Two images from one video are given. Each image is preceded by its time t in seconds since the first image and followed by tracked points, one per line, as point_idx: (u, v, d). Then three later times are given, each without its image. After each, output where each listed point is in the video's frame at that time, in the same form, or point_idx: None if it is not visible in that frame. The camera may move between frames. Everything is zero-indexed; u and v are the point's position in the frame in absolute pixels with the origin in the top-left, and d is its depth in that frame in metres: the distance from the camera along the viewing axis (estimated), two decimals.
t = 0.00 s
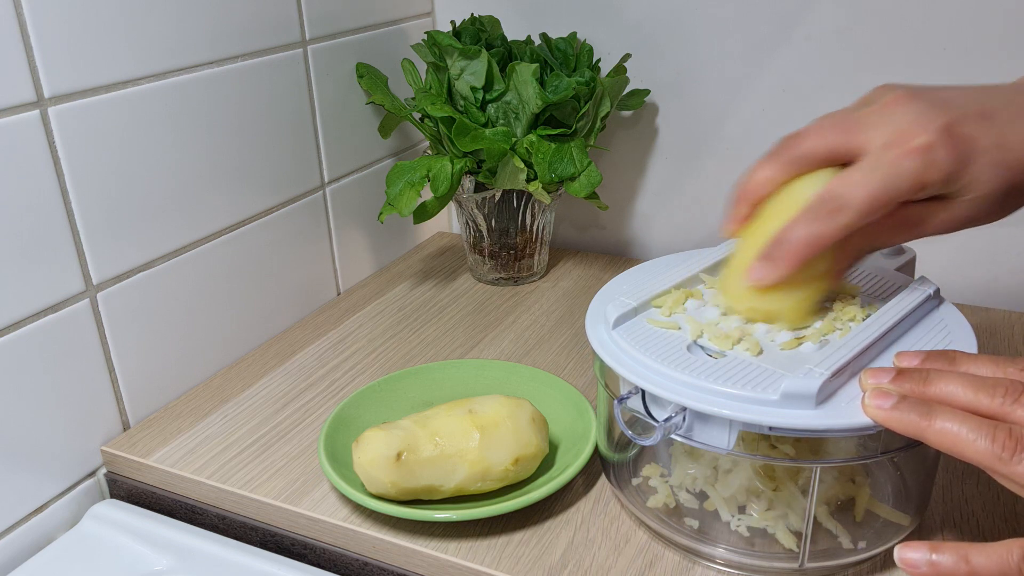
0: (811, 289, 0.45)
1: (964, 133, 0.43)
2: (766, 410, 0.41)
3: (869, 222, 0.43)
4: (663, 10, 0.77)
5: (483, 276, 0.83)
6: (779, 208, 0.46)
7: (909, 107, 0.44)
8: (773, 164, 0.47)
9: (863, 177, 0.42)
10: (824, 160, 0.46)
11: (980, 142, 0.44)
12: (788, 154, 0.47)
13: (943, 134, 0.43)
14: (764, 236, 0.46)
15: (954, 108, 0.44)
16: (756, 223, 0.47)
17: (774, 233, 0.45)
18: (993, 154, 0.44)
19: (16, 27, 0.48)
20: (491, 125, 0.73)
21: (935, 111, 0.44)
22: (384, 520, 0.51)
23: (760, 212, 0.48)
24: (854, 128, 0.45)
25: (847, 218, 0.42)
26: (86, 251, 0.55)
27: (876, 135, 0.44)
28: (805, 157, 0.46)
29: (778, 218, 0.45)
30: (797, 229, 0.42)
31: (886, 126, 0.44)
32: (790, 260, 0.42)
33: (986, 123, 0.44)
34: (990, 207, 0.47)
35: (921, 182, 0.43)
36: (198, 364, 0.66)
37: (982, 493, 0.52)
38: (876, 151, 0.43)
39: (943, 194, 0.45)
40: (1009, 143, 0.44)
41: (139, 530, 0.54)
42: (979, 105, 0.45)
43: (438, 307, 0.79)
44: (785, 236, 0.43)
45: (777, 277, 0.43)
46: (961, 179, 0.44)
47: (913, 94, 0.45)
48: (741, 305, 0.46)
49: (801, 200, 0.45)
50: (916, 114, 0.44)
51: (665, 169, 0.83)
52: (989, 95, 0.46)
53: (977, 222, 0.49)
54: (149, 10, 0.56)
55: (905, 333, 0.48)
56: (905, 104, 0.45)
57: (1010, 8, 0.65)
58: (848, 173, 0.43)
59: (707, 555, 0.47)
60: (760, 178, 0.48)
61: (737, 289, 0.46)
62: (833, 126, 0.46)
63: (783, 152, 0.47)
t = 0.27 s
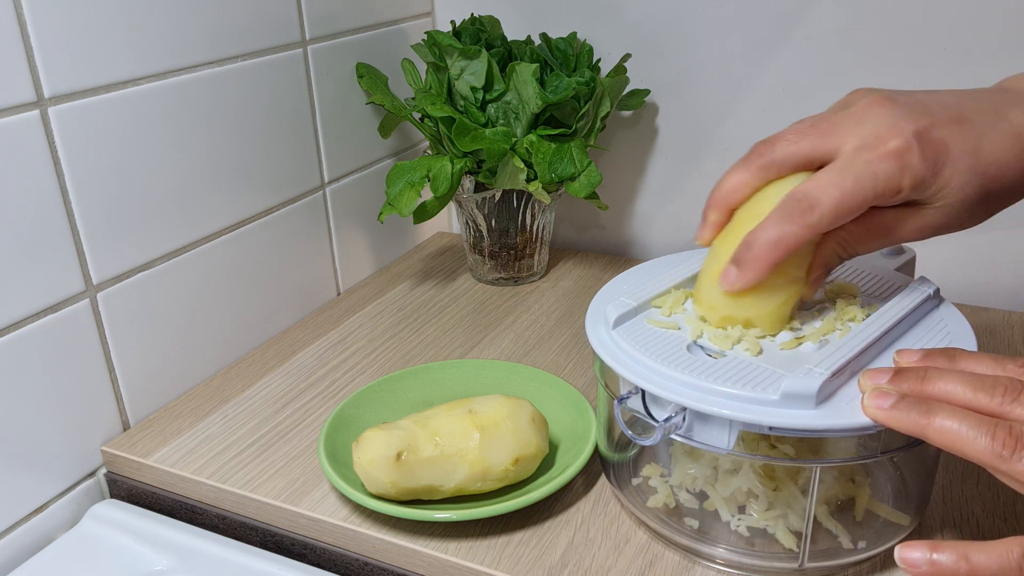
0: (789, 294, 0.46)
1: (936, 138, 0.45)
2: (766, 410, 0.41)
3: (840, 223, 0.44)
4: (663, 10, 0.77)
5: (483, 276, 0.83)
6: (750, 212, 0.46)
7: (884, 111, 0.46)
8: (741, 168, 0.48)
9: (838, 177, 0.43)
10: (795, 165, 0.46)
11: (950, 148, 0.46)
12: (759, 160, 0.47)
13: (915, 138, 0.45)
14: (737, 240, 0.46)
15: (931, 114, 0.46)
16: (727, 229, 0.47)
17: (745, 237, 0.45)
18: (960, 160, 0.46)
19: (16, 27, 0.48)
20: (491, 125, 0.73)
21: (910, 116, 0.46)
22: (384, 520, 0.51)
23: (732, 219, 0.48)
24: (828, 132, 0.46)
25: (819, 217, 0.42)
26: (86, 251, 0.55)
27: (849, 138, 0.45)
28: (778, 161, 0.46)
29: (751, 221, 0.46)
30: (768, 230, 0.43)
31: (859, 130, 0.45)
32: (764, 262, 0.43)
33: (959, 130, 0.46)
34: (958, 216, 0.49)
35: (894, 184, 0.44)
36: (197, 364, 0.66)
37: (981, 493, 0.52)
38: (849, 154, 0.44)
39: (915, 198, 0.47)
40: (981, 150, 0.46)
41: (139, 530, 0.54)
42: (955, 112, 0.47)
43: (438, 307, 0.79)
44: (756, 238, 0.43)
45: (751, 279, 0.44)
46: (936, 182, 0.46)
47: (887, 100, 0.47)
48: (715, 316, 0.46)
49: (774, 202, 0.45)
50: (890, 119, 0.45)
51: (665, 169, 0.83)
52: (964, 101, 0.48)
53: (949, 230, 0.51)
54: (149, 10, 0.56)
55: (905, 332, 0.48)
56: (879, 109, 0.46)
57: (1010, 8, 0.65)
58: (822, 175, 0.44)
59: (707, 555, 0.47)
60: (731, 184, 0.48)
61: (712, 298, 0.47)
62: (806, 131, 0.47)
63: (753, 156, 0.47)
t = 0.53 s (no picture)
0: (798, 295, 0.45)
1: (948, 133, 0.44)
2: (766, 410, 0.41)
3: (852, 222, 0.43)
4: (663, 10, 0.77)
5: (483, 276, 0.83)
6: (765, 211, 0.46)
7: (893, 107, 0.45)
8: (753, 168, 0.48)
9: (847, 174, 0.42)
10: (809, 161, 0.46)
11: (960, 143, 0.44)
12: (770, 159, 0.47)
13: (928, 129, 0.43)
14: (749, 241, 0.46)
15: (939, 108, 0.45)
16: (741, 229, 0.47)
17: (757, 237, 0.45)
18: (970, 152, 0.44)
19: (16, 27, 0.48)
20: (491, 126, 0.73)
21: (918, 111, 0.45)
22: (383, 520, 0.51)
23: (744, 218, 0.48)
24: (839, 130, 0.45)
25: (828, 215, 0.42)
26: (85, 251, 0.55)
27: (858, 137, 0.44)
28: (792, 160, 0.46)
29: (762, 221, 0.45)
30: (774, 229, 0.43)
31: (863, 128, 0.45)
32: (775, 264, 0.42)
33: (970, 123, 0.45)
34: (971, 212, 0.47)
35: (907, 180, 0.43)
36: (198, 364, 0.66)
37: (981, 492, 0.52)
38: (859, 151, 0.43)
39: (926, 196, 0.45)
40: (993, 142, 0.45)
41: (139, 530, 0.54)
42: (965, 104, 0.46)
43: (438, 307, 0.79)
44: (767, 238, 0.42)
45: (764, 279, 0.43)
46: (944, 179, 0.44)
47: (897, 95, 0.46)
48: (728, 317, 0.46)
49: (785, 201, 0.45)
50: (900, 114, 0.44)
51: (665, 169, 0.83)
52: (971, 95, 0.46)
53: (959, 225, 0.49)
54: (149, 10, 0.56)
55: (905, 332, 0.48)
56: (885, 106, 0.45)
57: (1010, 8, 0.65)
58: (830, 171, 0.43)
59: (707, 555, 0.47)
60: (742, 184, 0.48)
61: (724, 299, 0.46)
62: (816, 129, 0.46)
63: (766, 156, 0.47)
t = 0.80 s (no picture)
0: (830, 286, 0.46)
1: (973, 123, 0.44)
2: (766, 410, 0.41)
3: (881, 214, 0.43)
4: (663, 10, 0.77)
5: (483, 276, 0.83)
6: (791, 208, 0.46)
7: (916, 99, 0.45)
8: (780, 164, 0.48)
9: (874, 169, 0.42)
10: (835, 158, 0.46)
11: (986, 132, 0.44)
12: (796, 156, 0.47)
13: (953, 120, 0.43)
14: (778, 237, 0.46)
15: (963, 99, 0.45)
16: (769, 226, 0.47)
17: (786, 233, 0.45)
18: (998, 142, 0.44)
19: (16, 27, 0.48)
20: (491, 126, 0.73)
21: (941, 103, 0.44)
22: (383, 520, 0.51)
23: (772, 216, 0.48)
24: (865, 124, 0.45)
25: (858, 210, 0.42)
26: (85, 251, 0.55)
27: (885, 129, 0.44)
28: (817, 157, 0.46)
29: (792, 217, 0.45)
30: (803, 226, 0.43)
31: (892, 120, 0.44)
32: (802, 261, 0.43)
33: (995, 112, 0.45)
34: (998, 198, 0.48)
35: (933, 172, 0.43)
36: (197, 364, 0.66)
37: (981, 492, 0.52)
38: (885, 144, 0.43)
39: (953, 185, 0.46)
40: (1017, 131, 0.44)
41: (139, 530, 0.54)
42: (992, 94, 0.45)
43: (438, 307, 0.79)
44: (796, 234, 0.43)
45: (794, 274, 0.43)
46: (971, 168, 0.45)
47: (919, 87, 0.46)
48: (757, 309, 0.47)
49: (814, 195, 0.45)
50: (923, 107, 0.44)
51: (665, 169, 0.83)
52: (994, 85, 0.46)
53: (988, 212, 0.49)
54: (149, 10, 0.56)
55: (904, 332, 0.48)
56: (908, 99, 0.45)
57: (1010, 8, 0.65)
58: (857, 166, 0.43)
59: (707, 555, 0.47)
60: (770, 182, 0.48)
61: (754, 292, 0.47)
62: (842, 124, 0.46)
63: (791, 153, 0.47)
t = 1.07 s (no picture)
0: (829, 284, 0.46)
1: (962, 122, 0.43)
2: (766, 410, 0.41)
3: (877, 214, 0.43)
4: (663, 10, 0.77)
5: (483, 276, 0.83)
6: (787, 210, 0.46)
7: (904, 100, 0.44)
8: (770, 166, 0.48)
9: (867, 169, 0.42)
10: (825, 160, 0.46)
11: (977, 130, 0.43)
12: (787, 157, 0.47)
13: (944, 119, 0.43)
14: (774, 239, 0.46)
15: (950, 98, 0.44)
16: (766, 228, 0.47)
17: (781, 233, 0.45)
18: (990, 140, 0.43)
19: (16, 27, 0.48)
20: (491, 126, 0.73)
21: (931, 103, 0.44)
22: (384, 520, 0.51)
23: (767, 218, 0.48)
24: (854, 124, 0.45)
25: (850, 210, 0.42)
26: (85, 251, 0.55)
27: (874, 130, 0.44)
28: (808, 157, 0.46)
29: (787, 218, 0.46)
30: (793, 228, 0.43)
31: (878, 120, 0.44)
32: (799, 261, 0.42)
33: (983, 111, 0.44)
34: (994, 198, 0.46)
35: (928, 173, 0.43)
36: (198, 364, 0.66)
37: (981, 493, 0.52)
38: (876, 144, 0.43)
39: (948, 185, 0.45)
40: (1009, 130, 0.43)
41: (139, 530, 0.54)
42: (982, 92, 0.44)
43: (438, 307, 0.79)
44: (789, 236, 0.43)
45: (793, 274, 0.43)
46: (964, 168, 0.44)
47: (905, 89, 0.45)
48: (757, 310, 0.47)
49: (808, 196, 0.45)
50: (910, 107, 0.44)
51: (665, 169, 0.83)
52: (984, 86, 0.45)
53: (982, 212, 0.48)
54: (149, 10, 0.56)
55: (905, 332, 0.48)
56: (896, 99, 0.44)
57: (1010, 8, 0.65)
58: (851, 166, 0.43)
59: (707, 555, 0.47)
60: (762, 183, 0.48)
61: (752, 293, 0.47)
62: (831, 124, 0.46)
63: (783, 155, 0.47)
